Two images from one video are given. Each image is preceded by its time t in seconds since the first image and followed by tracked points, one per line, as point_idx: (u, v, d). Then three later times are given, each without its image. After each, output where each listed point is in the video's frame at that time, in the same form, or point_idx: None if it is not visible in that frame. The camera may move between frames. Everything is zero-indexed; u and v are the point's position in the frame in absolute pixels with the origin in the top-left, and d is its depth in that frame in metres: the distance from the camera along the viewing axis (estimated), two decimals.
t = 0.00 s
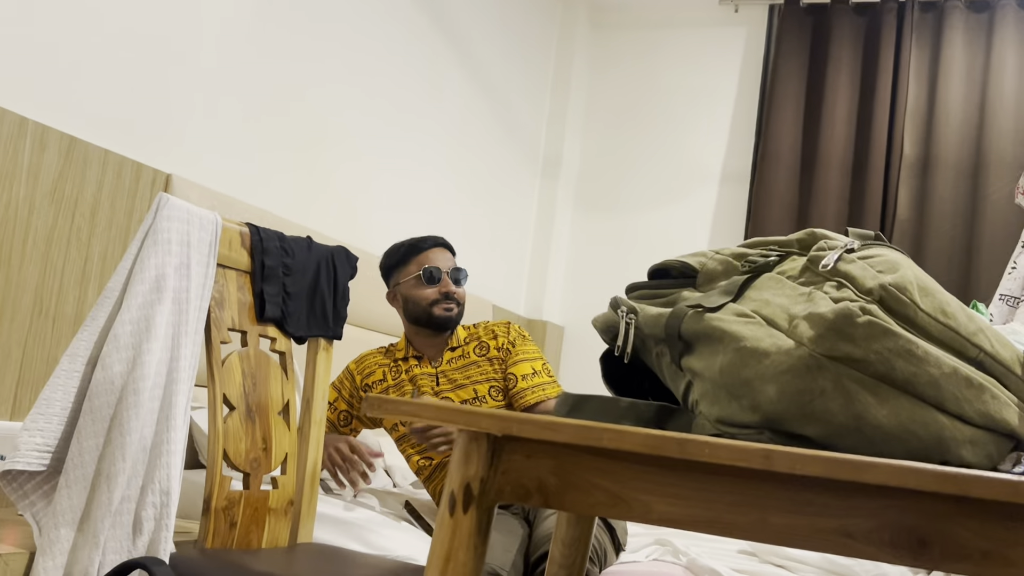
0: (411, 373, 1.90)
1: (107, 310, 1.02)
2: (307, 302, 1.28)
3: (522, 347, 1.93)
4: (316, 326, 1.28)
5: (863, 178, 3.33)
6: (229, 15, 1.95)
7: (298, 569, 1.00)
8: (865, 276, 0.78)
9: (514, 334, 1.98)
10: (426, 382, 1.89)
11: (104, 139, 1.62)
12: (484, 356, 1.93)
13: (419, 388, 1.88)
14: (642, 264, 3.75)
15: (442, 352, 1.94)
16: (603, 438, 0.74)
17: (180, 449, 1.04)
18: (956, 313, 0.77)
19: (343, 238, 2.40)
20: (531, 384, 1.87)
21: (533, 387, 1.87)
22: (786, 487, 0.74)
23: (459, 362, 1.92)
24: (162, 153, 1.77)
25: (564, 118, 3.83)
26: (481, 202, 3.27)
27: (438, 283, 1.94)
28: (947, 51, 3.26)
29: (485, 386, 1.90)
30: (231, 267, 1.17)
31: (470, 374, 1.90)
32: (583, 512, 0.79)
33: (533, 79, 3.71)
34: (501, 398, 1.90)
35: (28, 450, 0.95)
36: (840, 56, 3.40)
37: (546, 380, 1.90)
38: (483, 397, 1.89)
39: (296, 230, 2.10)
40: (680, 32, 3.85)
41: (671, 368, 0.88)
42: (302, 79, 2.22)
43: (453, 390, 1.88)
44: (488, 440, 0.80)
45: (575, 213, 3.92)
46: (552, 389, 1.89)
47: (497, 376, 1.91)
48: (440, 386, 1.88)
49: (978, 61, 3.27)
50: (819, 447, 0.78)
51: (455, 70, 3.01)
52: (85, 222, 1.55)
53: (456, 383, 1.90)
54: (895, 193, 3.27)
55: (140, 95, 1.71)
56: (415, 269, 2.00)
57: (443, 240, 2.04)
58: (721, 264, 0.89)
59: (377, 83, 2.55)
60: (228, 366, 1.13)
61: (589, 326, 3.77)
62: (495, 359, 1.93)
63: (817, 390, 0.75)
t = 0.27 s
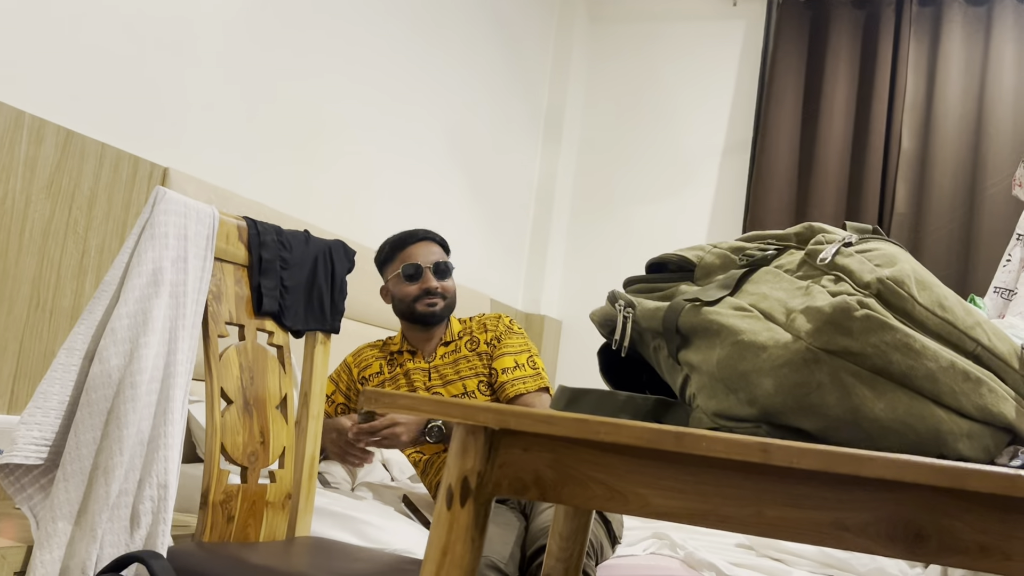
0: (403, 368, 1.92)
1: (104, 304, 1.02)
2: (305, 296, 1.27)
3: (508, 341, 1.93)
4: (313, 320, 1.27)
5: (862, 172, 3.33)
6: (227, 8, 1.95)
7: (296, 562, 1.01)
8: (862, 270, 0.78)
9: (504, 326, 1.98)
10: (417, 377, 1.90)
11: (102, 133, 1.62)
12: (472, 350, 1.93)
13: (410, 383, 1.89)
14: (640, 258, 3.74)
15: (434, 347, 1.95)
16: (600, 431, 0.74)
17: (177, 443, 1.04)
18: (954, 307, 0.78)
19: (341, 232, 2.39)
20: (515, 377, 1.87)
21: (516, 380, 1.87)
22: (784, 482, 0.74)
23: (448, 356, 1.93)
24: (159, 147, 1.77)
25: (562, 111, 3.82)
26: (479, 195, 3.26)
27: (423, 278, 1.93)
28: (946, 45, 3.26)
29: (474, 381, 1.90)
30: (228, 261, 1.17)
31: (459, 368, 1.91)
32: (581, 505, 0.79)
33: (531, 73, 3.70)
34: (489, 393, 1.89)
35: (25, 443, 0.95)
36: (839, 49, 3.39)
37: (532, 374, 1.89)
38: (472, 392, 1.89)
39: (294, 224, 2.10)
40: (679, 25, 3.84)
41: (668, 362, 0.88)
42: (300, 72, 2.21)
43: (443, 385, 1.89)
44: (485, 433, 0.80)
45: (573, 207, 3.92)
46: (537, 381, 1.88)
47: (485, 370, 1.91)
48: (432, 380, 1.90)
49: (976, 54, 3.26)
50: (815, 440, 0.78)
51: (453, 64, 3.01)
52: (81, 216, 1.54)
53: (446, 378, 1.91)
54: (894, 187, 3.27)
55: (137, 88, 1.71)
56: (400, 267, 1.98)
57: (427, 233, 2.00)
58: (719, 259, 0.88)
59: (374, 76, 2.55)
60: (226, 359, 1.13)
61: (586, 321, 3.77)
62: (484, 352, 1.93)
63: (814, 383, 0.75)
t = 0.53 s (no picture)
0: (391, 363, 1.92)
1: (95, 299, 1.01)
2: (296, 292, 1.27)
3: (497, 335, 1.92)
4: (304, 316, 1.28)
5: (853, 166, 3.34)
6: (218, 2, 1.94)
7: (288, 558, 1.00)
8: (854, 264, 0.78)
9: (493, 322, 1.97)
10: (406, 374, 1.91)
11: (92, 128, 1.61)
12: (460, 345, 1.93)
13: (399, 379, 1.90)
14: (632, 252, 3.74)
15: (423, 342, 1.95)
16: (593, 426, 0.74)
17: (169, 439, 1.04)
18: (946, 302, 0.78)
19: (333, 227, 2.39)
20: (503, 374, 1.87)
21: (504, 377, 1.87)
22: (777, 477, 0.74)
23: (437, 353, 1.92)
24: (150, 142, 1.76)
25: (554, 105, 3.81)
26: (472, 190, 3.26)
27: (375, 284, 1.92)
28: (937, 39, 3.26)
29: (462, 377, 1.90)
30: (219, 256, 1.16)
31: (447, 365, 1.91)
32: (574, 500, 0.79)
33: (523, 67, 3.70)
34: (476, 389, 1.90)
35: (16, 440, 0.95)
36: (830, 43, 3.40)
37: (521, 370, 1.89)
38: (460, 388, 1.89)
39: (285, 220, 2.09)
40: (670, 19, 3.84)
41: (661, 356, 0.88)
42: (292, 66, 2.21)
43: (431, 381, 1.90)
44: (478, 428, 0.80)
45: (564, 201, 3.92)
46: (525, 378, 1.88)
47: (473, 366, 1.91)
48: (420, 377, 1.91)
49: (967, 47, 3.27)
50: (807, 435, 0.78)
51: (445, 58, 3.01)
52: (71, 211, 1.53)
53: (434, 374, 1.92)
54: (885, 182, 3.28)
55: (128, 82, 1.70)
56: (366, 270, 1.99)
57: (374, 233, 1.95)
58: (711, 253, 0.87)
59: (366, 70, 2.54)
60: (217, 355, 1.13)
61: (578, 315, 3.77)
62: (472, 348, 1.93)
63: (807, 377, 0.75)
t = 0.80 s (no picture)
0: (381, 360, 1.91)
1: (81, 296, 1.01)
2: (283, 288, 1.27)
3: (489, 329, 1.93)
4: (292, 312, 1.27)
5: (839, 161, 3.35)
6: None
7: (277, 554, 1.00)
8: (840, 258, 0.78)
9: (483, 316, 1.98)
10: (395, 370, 1.89)
11: (76, 124, 1.60)
12: (451, 341, 1.93)
13: (389, 375, 1.89)
14: (618, 248, 3.74)
15: (409, 338, 1.96)
16: (581, 421, 0.74)
17: (156, 436, 1.04)
18: (931, 295, 0.78)
19: (319, 223, 2.38)
20: (496, 369, 1.88)
21: (498, 371, 1.88)
22: (764, 470, 0.74)
23: (427, 346, 1.92)
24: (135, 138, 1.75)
25: (540, 101, 3.81)
26: (458, 186, 3.26)
27: (361, 281, 1.91)
28: (922, 33, 3.28)
29: (454, 372, 1.91)
30: (205, 253, 1.16)
31: (439, 359, 1.91)
32: (561, 495, 0.79)
33: (509, 63, 3.70)
34: (469, 384, 1.90)
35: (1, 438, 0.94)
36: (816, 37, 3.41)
37: (514, 365, 1.90)
38: (452, 382, 1.90)
39: (271, 215, 2.08)
40: (656, 14, 3.84)
41: (648, 351, 0.88)
42: (276, 61, 2.20)
43: (422, 376, 1.89)
44: (466, 424, 0.80)
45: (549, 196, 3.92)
46: (519, 372, 1.89)
47: (464, 361, 1.92)
48: (410, 373, 1.90)
49: (952, 42, 3.28)
50: (794, 428, 0.78)
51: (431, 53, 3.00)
52: (56, 208, 1.53)
53: (425, 369, 1.91)
54: (870, 176, 3.30)
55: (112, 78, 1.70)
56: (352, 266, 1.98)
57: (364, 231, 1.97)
58: (697, 248, 0.88)
59: (353, 66, 2.53)
60: (204, 352, 1.12)
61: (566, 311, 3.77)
62: (464, 342, 1.93)
63: (793, 371, 0.75)
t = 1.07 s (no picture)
0: (358, 361, 1.89)
1: (49, 298, 1.00)
2: (255, 288, 1.26)
3: (466, 330, 1.93)
4: (265, 312, 1.26)
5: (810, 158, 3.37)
6: None
7: (251, 556, 1.00)
8: (813, 254, 0.78)
9: (459, 316, 1.98)
10: (372, 371, 1.88)
11: (45, 122, 1.58)
12: (429, 342, 1.94)
13: (366, 377, 1.87)
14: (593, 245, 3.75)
15: (388, 338, 1.95)
16: (556, 419, 0.74)
17: (128, 438, 1.02)
18: (903, 291, 0.78)
19: (293, 221, 2.37)
20: (475, 369, 1.89)
21: (476, 372, 1.89)
22: (740, 467, 0.75)
23: (405, 346, 1.92)
24: (104, 136, 1.73)
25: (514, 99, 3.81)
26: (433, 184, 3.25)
27: (351, 277, 1.90)
28: (891, 31, 3.30)
29: (432, 372, 1.91)
30: (176, 253, 1.15)
31: (417, 361, 1.91)
32: (537, 494, 0.79)
33: (483, 61, 3.70)
34: (447, 384, 1.91)
35: None
36: (788, 34, 3.43)
37: (492, 365, 1.91)
38: (431, 383, 1.90)
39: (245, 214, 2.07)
40: (629, 12, 3.84)
41: (623, 349, 0.88)
42: (249, 58, 2.18)
43: (400, 377, 1.89)
44: (440, 424, 0.80)
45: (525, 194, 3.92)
46: (496, 371, 1.90)
47: (442, 361, 1.92)
48: (387, 374, 1.89)
49: (922, 40, 3.30)
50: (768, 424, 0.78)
51: (404, 50, 2.99)
52: (24, 208, 1.51)
53: (402, 370, 1.91)
54: (841, 173, 3.32)
55: (82, 76, 1.68)
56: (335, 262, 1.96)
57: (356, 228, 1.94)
58: (671, 246, 0.88)
59: (325, 64, 2.52)
60: (176, 353, 1.11)
61: (541, 310, 3.78)
62: (443, 342, 1.94)
63: (767, 367, 0.76)
